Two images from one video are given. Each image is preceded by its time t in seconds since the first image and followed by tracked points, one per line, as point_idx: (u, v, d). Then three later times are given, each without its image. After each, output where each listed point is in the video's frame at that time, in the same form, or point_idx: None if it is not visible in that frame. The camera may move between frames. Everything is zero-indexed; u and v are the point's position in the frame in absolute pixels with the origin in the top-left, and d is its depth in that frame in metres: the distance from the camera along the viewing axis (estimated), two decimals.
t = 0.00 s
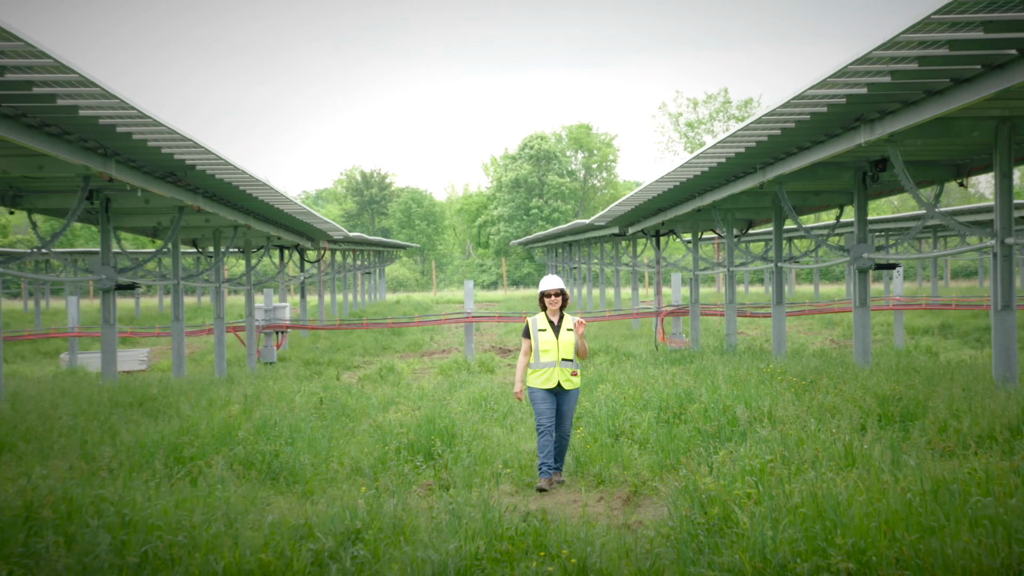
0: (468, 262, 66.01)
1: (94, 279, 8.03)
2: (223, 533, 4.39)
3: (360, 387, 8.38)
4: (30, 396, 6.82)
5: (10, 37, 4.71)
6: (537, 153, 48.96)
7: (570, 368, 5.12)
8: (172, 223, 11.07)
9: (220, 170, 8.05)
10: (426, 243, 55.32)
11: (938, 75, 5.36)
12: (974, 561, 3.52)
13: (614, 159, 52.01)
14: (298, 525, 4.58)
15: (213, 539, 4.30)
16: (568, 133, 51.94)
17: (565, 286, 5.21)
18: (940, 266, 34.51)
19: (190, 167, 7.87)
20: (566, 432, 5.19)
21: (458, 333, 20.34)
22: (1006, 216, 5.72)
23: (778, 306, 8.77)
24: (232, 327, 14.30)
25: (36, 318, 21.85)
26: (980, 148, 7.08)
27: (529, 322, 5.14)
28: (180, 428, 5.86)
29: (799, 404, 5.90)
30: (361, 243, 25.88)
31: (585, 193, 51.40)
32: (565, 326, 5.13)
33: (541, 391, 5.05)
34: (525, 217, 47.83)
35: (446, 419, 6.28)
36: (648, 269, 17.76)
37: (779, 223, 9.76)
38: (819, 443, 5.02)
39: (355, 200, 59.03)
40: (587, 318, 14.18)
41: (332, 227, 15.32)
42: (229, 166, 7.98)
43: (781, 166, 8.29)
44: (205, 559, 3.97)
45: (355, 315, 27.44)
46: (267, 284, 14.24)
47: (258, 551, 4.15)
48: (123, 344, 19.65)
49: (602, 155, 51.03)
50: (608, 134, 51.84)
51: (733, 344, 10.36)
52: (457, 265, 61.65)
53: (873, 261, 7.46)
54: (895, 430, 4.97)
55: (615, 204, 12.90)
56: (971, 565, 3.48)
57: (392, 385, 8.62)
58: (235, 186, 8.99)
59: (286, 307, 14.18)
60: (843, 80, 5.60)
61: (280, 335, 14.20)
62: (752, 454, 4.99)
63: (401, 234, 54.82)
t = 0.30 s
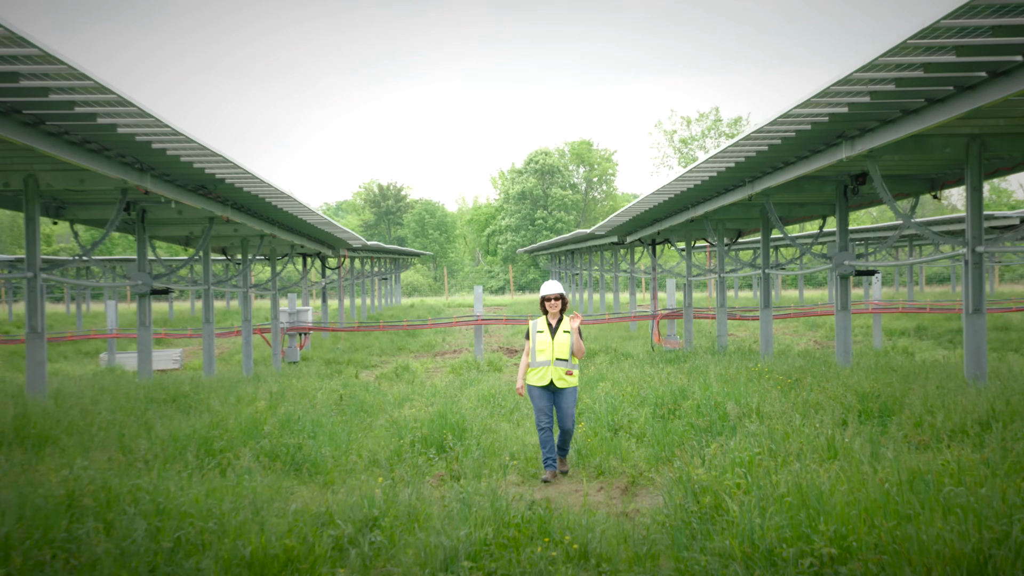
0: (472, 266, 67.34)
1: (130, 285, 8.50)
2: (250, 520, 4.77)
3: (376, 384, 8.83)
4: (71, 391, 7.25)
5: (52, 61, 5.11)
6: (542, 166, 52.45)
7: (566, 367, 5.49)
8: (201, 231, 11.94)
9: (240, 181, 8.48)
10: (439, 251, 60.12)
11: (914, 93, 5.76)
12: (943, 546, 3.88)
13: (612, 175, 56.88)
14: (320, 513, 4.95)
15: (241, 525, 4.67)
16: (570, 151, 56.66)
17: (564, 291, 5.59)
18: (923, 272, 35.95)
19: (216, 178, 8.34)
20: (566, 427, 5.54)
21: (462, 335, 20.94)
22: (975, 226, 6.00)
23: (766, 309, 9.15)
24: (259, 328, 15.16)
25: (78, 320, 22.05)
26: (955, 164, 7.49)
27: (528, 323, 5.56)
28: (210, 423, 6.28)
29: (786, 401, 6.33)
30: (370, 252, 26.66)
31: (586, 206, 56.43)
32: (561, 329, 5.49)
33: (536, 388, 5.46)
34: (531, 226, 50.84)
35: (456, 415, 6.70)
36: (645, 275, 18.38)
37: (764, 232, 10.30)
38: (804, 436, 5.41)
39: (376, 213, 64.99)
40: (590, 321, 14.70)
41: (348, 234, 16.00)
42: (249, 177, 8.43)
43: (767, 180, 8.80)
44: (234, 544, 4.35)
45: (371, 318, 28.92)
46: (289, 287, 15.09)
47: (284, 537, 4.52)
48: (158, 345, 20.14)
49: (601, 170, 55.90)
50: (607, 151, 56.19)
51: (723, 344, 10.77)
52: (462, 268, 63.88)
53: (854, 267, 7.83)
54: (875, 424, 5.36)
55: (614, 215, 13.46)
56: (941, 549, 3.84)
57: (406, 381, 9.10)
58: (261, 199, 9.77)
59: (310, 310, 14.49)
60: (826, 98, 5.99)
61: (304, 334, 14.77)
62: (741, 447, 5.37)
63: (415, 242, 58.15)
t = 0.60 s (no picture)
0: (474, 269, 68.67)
1: (163, 289, 9.05)
2: (274, 505, 5.20)
3: (390, 378, 9.35)
4: (109, 384, 7.75)
5: (94, 81, 5.58)
6: (545, 178, 54.69)
7: (564, 364, 5.88)
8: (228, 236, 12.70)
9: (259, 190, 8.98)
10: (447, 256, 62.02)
11: (890, 109, 6.23)
12: (912, 528, 4.30)
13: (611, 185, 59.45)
14: (339, 498, 5.39)
15: (265, 510, 5.10)
16: (571, 161, 59.25)
17: (563, 293, 6.00)
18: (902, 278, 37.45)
19: (240, 188, 8.83)
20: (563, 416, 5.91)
21: (465, 335, 21.58)
22: (945, 231, 6.07)
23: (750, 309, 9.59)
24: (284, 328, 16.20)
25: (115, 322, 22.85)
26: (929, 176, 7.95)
27: (530, 324, 6.00)
28: (237, 414, 6.75)
29: (771, 395, 6.80)
30: (377, 256, 27.45)
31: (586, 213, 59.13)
32: (559, 329, 5.89)
33: (538, 384, 5.95)
34: (534, 234, 53.62)
35: (465, 408, 7.16)
36: (640, 278, 19.03)
37: (749, 238, 10.87)
38: (788, 428, 5.84)
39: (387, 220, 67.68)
40: (589, 321, 15.30)
41: (364, 240, 16.76)
42: (267, 185, 8.90)
43: (755, 189, 9.34)
44: (260, 527, 4.78)
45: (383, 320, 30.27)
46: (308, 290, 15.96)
47: (305, 520, 4.95)
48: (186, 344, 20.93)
49: (599, 181, 58.72)
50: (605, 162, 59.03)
51: (712, 343, 11.27)
52: (469, 271, 65.94)
53: (833, 270, 8.26)
54: (853, 416, 5.79)
55: (612, 222, 14.04)
56: (910, 531, 4.26)
57: (419, 376, 9.64)
58: (284, 208, 10.40)
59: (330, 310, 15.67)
60: (809, 114, 6.43)
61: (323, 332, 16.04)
62: (730, 438, 5.80)
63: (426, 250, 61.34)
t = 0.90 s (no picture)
0: (476, 272, 69.95)
1: (189, 291, 9.62)
2: (295, 489, 5.68)
3: (401, 371, 9.93)
4: (143, 377, 8.29)
5: (131, 97, 6.08)
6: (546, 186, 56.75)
7: (562, 360, 6.32)
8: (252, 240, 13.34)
9: (275, 197, 9.52)
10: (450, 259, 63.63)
11: (864, 123, 6.78)
12: (880, 509, 4.75)
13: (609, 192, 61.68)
14: (354, 483, 5.86)
15: (287, 493, 5.58)
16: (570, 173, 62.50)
17: (562, 294, 6.47)
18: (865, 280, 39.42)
19: (259, 194, 9.36)
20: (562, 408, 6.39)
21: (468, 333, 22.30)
22: (915, 237, 5.98)
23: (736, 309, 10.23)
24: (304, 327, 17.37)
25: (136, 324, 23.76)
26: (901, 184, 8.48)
27: (532, 323, 6.54)
28: (260, 405, 7.26)
29: (755, 388, 7.31)
30: (384, 258, 28.26)
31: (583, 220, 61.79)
32: (558, 328, 6.34)
33: (538, 379, 6.46)
34: (535, 238, 55.43)
35: (471, 400, 7.70)
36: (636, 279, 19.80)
37: (736, 242, 11.55)
38: (770, 417, 6.31)
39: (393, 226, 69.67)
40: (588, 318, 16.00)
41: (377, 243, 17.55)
42: (283, 191, 9.43)
43: (745, 196, 9.90)
44: (281, 509, 5.26)
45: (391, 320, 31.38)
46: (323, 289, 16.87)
47: (323, 504, 5.43)
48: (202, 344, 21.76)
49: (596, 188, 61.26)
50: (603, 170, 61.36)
51: (700, 339, 11.93)
52: (474, 273, 67.15)
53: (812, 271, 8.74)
54: (830, 407, 6.26)
55: (610, 227, 14.64)
56: (878, 511, 4.71)
57: (427, 369, 10.24)
58: (305, 216, 11.07)
59: (346, 310, 16.43)
60: (792, 127, 6.90)
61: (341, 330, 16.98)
62: (717, 427, 6.28)
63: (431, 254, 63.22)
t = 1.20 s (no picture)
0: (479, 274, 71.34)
1: (216, 292, 10.29)
2: (313, 474, 6.17)
3: (410, 366, 10.51)
4: (172, 371, 8.85)
5: (160, 114, 6.61)
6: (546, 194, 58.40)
7: (565, 357, 6.80)
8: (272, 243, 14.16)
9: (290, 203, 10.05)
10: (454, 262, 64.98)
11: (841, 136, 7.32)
12: (856, 493, 5.20)
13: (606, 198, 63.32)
14: (368, 470, 6.35)
15: (304, 479, 6.07)
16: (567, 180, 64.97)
17: (564, 295, 6.94)
18: (845, 280, 40.86)
19: (275, 200, 9.94)
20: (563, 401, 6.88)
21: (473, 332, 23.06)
22: (887, 238, 6.29)
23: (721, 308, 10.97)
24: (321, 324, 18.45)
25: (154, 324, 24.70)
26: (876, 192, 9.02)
27: (536, 322, 7.01)
28: (280, 397, 7.80)
29: (738, 381, 7.87)
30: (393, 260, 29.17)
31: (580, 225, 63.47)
32: (560, 327, 6.85)
33: (542, 374, 6.92)
34: (535, 243, 56.90)
35: (476, 393, 8.23)
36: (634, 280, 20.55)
37: (723, 247, 12.32)
38: (754, 409, 6.80)
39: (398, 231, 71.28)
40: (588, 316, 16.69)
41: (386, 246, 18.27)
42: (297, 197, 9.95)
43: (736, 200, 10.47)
44: (300, 493, 5.73)
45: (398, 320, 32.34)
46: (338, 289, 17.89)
47: (339, 488, 5.91)
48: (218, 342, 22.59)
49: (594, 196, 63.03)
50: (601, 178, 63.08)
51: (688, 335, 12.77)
52: (477, 274, 68.39)
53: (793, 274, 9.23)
54: (809, 400, 6.75)
55: (609, 229, 15.33)
56: (853, 495, 5.17)
57: (434, 363, 10.83)
58: (320, 221, 11.71)
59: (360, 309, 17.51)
60: (774, 139, 7.42)
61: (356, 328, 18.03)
62: (704, 418, 6.77)
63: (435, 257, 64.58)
